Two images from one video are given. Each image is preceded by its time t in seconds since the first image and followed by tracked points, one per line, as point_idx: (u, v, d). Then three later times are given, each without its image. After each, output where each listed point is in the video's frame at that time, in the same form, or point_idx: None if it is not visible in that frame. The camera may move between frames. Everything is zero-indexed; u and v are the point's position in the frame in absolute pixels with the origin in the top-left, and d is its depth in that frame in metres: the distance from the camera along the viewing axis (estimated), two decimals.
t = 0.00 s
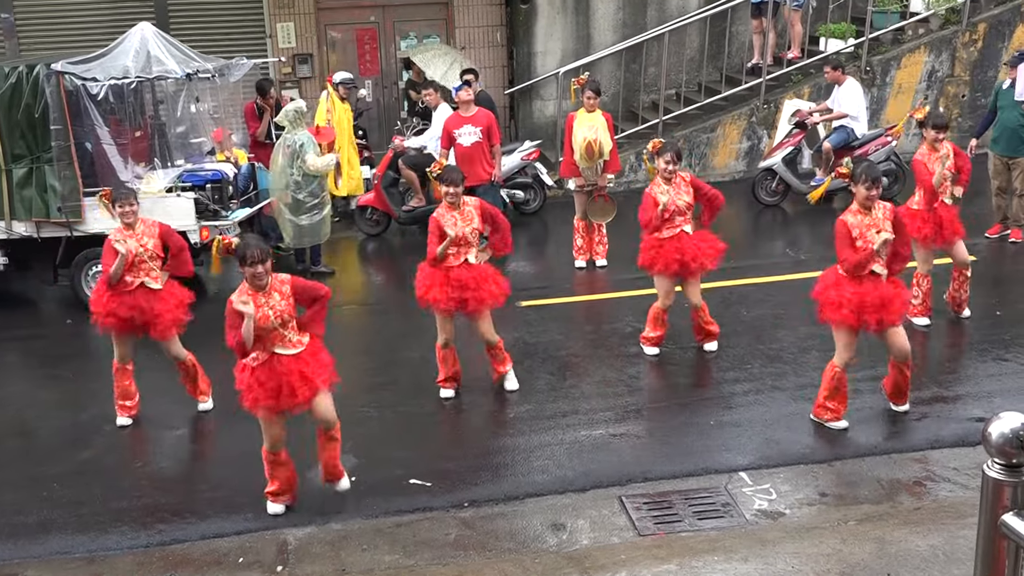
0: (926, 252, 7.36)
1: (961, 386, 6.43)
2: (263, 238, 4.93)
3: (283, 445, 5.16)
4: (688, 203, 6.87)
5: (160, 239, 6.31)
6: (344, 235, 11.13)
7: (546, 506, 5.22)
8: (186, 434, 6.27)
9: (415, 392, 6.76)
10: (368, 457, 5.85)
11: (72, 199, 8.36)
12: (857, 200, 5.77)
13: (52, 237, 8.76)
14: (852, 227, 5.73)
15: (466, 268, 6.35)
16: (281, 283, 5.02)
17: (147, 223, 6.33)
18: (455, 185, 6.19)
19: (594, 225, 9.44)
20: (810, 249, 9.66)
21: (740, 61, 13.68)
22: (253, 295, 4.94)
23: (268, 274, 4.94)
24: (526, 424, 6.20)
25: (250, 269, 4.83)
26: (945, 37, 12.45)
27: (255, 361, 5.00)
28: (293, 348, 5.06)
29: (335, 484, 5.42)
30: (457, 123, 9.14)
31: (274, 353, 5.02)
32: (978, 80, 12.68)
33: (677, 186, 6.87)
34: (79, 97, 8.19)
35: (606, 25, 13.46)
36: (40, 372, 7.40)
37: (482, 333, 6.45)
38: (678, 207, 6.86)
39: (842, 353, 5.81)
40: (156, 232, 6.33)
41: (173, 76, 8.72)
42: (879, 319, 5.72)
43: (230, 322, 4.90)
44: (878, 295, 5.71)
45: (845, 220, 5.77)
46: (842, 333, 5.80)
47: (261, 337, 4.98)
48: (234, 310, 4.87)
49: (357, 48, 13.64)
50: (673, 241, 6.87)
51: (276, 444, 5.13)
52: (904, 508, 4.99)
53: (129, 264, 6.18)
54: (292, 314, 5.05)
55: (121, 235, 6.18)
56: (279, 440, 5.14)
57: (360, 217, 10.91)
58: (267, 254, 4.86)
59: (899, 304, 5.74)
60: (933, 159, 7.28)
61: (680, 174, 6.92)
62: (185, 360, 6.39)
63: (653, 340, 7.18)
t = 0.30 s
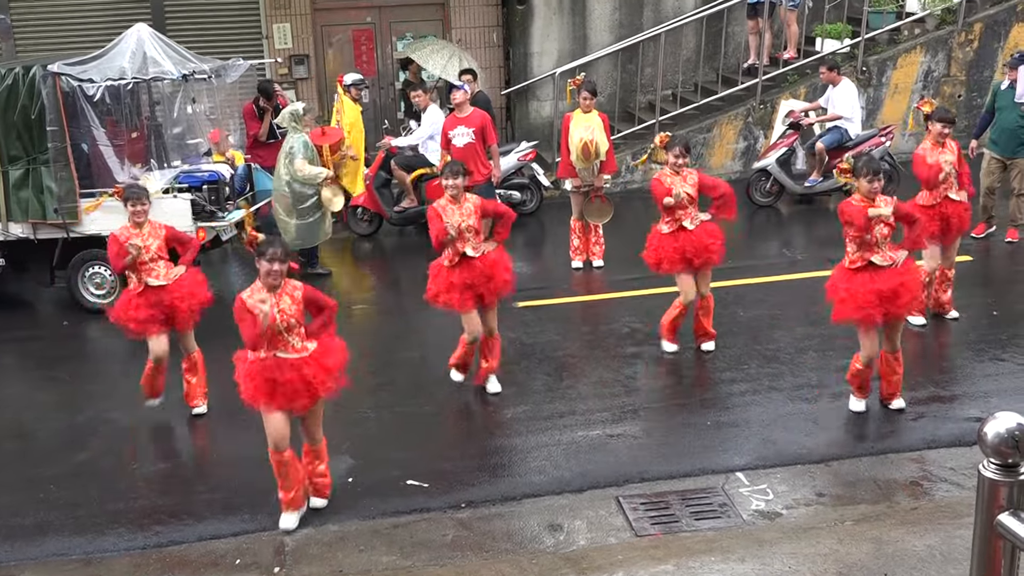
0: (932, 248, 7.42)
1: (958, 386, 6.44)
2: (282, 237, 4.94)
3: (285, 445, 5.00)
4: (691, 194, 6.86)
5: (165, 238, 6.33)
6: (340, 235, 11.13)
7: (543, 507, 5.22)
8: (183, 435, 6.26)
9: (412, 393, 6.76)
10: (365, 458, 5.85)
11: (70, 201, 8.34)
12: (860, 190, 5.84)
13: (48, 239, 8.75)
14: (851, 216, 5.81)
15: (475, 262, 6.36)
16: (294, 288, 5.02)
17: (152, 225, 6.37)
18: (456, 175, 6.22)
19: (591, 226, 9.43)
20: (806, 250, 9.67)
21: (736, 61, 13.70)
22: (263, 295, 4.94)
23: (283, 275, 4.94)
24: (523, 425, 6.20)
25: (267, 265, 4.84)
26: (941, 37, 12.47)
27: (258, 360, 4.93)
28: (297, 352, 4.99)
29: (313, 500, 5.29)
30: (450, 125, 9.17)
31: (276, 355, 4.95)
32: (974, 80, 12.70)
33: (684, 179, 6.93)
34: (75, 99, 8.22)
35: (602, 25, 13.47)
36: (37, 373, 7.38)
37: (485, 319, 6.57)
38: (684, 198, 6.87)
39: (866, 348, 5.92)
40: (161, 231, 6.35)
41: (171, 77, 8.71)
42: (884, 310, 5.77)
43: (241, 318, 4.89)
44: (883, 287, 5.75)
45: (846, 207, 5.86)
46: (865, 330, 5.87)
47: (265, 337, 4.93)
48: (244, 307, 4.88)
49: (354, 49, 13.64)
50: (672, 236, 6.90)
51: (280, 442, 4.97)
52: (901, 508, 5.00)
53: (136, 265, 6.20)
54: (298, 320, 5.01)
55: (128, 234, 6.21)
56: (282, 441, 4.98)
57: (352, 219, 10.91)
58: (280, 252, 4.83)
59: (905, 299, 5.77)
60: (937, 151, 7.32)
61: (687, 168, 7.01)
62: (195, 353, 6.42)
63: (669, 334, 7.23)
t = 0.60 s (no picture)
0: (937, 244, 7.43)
1: (953, 387, 6.45)
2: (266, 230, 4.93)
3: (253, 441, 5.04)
4: (694, 193, 6.85)
5: (161, 233, 6.28)
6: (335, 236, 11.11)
7: (538, 508, 5.22)
8: (178, 438, 6.26)
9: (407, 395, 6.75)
10: (360, 460, 5.85)
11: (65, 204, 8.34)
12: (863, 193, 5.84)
13: (43, 241, 8.74)
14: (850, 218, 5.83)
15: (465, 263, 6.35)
16: (283, 277, 5.02)
17: (149, 219, 6.33)
18: (454, 176, 6.14)
19: (586, 227, 9.44)
20: (801, 251, 9.68)
21: (731, 63, 13.72)
22: (254, 283, 4.94)
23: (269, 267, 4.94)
24: (518, 426, 6.20)
25: (250, 261, 4.84)
26: (936, 38, 12.49)
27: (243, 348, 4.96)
28: (283, 345, 5.00)
29: (308, 500, 5.29)
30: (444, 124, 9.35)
31: (262, 344, 4.97)
32: (968, 81, 12.73)
33: (684, 176, 6.89)
34: (70, 101, 8.20)
35: (597, 27, 13.48)
36: (31, 376, 7.37)
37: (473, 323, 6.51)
38: (684, 197, 6.84)
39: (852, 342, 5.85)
40: (158, 225, 6.31)
41: (165, 79, 8.70)
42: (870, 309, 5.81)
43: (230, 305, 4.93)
44: (875, 288, 5.81)
45: (847, 208, 5.87)
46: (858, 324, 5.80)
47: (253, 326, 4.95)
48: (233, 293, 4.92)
49: (349, 50, 13.64)
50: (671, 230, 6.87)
51: (247, 438, 4.99)
52: (896, 508, 5.00)
53: (129, 261, 6.19)
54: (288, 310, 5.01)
55: (123, 230, 6.21)
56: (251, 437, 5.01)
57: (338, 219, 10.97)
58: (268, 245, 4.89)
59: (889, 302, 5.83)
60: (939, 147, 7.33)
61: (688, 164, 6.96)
62: (179, 359, 6.38)
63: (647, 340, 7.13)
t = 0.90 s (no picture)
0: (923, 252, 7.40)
1: (948, 387, 6.47)
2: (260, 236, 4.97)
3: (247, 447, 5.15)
4: (674, 204, 6.84)
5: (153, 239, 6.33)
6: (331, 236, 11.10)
7: (534, 509, 5.22)
8: (174, 438, 6.25)
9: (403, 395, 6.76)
10: (356, 461, 5.85)
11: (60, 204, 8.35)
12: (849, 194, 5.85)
13: (39, 241, 8.72)
14: (838, 218, 5.79)
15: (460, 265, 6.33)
16: (270, 284, 5.06)
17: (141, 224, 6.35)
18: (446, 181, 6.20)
19: (582, 228, 9.45)
20: (797, 251, 9.70)
21: (727, 64, 13.74)
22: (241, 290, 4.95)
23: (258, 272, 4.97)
24: (514, 427, 6.20)
25: (243, 265, 4.89)
26: (931, 39, 12.52)
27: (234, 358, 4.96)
28: (272, 349, 5.03)
29: (303, 500, 5.29)
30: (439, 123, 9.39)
31: (253, 352, 5.00)
32: (964, 82, 12.75)
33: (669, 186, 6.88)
34: (66, 102, 8.16)
35: (593, 28, 13.49)
36: (27, 377, 7.35)
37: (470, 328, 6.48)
38: (664, 207, 6.84)
39: (820, 346, 5.92)
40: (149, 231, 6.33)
41: (161, 79, 8.67)
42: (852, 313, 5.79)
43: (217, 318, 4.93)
44: (856, 289, 5.76)
45: (833, 208, 5.84)
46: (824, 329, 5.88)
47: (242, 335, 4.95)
48: (220, 303, 4.91)
49: (345, 51, 13.63)
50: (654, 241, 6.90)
51: (241, 446, 5.11)
52: (892, 508, 5.01)
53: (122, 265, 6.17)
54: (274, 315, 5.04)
55: (115, 235, 6.17)
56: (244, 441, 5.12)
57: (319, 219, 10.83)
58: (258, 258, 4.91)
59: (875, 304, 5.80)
60: (925, 157, 7.31)
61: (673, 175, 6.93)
62: (176, 355, 6.45)
63: (633, 343, 7.19)
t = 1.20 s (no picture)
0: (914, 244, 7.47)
1: (946, 387, 6.47)
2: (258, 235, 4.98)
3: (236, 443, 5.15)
4: (674, 198, 6.93)
5: (158, 242, 6.31)
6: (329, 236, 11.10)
7: (533, 509, 5.22)
8: (172, 438, 6.25)
9: (402, 395, 6.76)
10: (354, 461, 5.84)
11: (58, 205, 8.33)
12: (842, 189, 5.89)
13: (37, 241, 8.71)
14: (830, 212, 5.86)
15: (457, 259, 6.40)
16: (264, 281, 5.08)
17: (147, 226, 6.36)
18: (443, 172, 6.31)
19: (580, 227, 9.45)
20: (795, 251, 9.71)
21: (725, 63, 13.75)
22: (235, 286, 4.98)
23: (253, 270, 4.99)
24: (513, 427, 6.20)
25: (235, 262, 4.88)
26: (929, 39, 12.52)
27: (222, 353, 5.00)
28: (262, 348, 5.05)
29: (302, 499, 5.29)
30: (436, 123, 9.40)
31: (242, 349, 5.01)
32: (961, 82, 12.76)
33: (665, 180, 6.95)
34: (63, 102, 8.10)
35: (591, 28, 13.49)
36: (25, 377, 7.35)
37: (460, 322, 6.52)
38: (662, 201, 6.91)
39: (822, 343, 5.89)
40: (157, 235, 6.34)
41: (158, 80, 8.65)
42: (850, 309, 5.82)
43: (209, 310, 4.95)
44: (853, 283, 5.80)
45: (827, 203, 5.90)
46: (826, 322, 5.85)
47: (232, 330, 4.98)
48: (213, 300, 4.93)
49: (343, 51, 13.63)
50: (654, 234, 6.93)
51: (230, 442, 5.11)
52: (890, 508, 5.01)
53: (126, 267, 6.22)
54: (267, 314, 5.06)
55: (121, 237, 6.24)
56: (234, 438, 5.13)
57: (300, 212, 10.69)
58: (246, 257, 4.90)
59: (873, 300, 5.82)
60: (928, 150, 7.44)
61: (666, 168, 7.00)
62: (167, 368, 6.36)
63: (622, 345, 7.14)
